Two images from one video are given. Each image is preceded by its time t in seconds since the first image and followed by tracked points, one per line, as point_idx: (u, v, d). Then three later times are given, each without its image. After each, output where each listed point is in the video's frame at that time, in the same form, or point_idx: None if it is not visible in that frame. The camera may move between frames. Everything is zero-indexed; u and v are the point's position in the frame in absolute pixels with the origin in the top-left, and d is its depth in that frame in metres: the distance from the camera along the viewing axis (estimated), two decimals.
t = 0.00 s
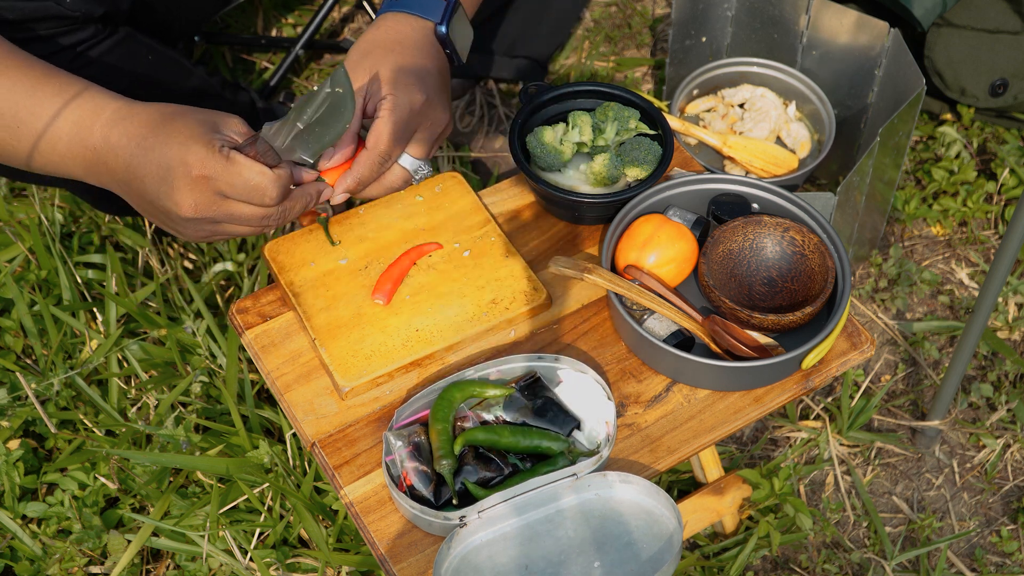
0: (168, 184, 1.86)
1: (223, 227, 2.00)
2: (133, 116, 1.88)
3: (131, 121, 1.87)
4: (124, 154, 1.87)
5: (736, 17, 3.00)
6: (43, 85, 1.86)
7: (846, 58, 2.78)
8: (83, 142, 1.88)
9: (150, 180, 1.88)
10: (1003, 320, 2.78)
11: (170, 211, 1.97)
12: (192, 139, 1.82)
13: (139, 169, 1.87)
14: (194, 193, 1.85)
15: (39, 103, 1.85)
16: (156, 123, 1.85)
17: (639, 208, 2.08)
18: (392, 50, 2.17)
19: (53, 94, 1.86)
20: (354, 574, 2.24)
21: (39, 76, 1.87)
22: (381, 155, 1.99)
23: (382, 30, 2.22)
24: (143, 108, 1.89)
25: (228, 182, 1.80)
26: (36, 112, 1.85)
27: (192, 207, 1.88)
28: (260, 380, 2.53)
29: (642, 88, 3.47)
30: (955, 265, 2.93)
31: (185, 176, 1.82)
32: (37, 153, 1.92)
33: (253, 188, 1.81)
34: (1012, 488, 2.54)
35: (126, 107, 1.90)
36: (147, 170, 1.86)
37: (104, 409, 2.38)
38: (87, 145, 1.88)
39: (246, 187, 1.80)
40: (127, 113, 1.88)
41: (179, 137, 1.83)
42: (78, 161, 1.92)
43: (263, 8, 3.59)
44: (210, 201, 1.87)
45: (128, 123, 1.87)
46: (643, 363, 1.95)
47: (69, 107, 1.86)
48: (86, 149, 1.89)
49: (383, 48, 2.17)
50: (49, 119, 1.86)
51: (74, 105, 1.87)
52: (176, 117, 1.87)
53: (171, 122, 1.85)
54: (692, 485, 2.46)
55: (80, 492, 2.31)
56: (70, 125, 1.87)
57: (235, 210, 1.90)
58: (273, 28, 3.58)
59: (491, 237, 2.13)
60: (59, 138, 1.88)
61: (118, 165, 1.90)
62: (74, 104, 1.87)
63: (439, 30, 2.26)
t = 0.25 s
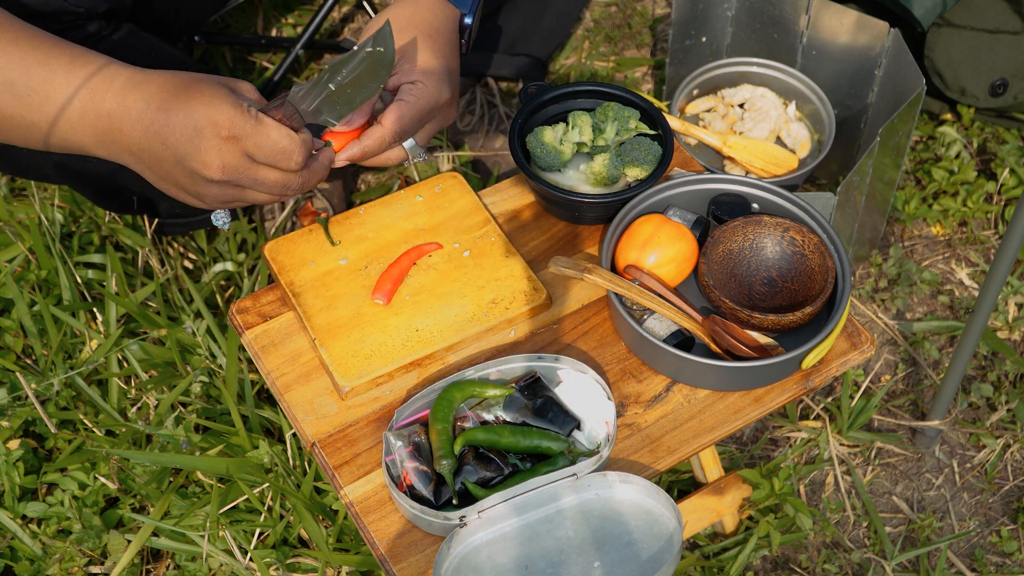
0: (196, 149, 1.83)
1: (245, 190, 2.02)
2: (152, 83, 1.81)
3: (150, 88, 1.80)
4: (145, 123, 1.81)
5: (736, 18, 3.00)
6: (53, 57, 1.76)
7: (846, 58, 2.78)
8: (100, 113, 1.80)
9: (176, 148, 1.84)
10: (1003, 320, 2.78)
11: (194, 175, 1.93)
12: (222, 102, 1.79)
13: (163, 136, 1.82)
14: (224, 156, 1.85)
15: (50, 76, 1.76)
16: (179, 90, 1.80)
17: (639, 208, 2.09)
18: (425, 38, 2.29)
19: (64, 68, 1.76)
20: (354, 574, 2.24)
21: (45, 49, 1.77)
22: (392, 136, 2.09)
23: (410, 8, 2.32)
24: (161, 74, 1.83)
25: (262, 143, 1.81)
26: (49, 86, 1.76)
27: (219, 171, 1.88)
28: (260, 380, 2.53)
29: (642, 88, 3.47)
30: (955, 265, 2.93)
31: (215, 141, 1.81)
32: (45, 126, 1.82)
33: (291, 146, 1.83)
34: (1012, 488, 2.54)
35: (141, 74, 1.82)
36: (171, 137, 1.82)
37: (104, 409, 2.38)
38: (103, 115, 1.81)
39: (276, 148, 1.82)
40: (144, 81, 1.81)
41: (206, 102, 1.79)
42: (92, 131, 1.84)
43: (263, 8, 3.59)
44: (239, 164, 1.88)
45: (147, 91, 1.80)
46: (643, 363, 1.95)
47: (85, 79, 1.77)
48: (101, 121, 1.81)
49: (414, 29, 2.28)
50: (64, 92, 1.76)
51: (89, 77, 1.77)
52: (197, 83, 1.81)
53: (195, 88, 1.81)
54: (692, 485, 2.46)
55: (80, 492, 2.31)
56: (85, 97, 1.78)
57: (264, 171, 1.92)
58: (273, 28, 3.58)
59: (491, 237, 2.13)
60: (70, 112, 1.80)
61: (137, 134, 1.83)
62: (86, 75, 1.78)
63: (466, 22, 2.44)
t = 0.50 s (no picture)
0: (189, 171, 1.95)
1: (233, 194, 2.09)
2: (146, 103, 1.86)
3: (142, 108, 1.85)
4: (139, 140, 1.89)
5: (736, 18, 3.00)
6: (48, 65, 1.81)
7: (846, 58, 2.78)
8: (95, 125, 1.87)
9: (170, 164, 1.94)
10: (1003, 320, 2.78)
11: (185, 181, 2.03)
12: (215, 139, 1.87)
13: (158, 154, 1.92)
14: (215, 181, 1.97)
15: (45, 86, 1.81)
16: (170, 114, 1.85)
17: (639, 208, 2.09)
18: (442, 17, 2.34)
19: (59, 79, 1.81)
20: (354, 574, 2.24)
21: (41, 55, 1.81)
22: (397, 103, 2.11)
23: None
24: (153, 91, 1.86)
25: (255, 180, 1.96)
26: (45, 95, 1.81)
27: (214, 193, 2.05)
28: (260, 380, 2.53)
29: (642, 88, 3.47)
30: (955, 265, 2.93)
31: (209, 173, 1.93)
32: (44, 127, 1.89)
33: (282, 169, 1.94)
34: (1012, 488, 2.54)
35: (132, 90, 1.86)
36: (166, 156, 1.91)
37: (104, 409, 2.38)
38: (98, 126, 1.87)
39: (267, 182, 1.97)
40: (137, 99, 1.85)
41: (200, 132, 1.86)
42: (88, 138, 1.92)
43: (263, 8, 3.59)
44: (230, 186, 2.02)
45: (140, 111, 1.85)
46: (643, 362, 1.95)
47: (77, 92, 1.82)
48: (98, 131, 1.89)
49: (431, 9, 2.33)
50: (57, 102, 1.82)
51: (81, 89, 1.83)
52: (187, 106, 1.85)
53: (186, 115, 1.85)
54: (692, 485, 2.46)
55: (80, 492, 2.31)
56: (78, 107, 1.84)
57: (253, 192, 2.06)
58: (273, 28, 3.58)
59: (491, 237, 2.13)
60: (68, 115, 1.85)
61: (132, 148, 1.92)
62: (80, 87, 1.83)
63: (482, 9, 2.51)
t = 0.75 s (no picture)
0: (198, 205, 1.74)
1: (240, 244, 1.91)
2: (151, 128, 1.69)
3: (150, 130, 1.68)
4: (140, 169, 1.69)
5: (736, 18, 3.00)
6: (42, 79, 1.64)
7: (846, 58, 2.78)
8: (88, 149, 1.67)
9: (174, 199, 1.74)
10: (1003, 320, 2.78)
11: (186, 224, 1.81)
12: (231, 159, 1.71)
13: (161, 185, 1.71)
14: (229, 213, 1.76)
15: (37, 104, 1.63)
16: (181, 137, 1.70)
17: (640, 208, 2.09)
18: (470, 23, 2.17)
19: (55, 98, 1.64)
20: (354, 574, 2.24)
21: (34, 71, 1.64)
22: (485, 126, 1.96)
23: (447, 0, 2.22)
24: (161, 117, 1.71)
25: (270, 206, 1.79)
26: (37, 112, 1.64)
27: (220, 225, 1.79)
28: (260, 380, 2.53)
29: (642, 88, 3.47)
30: (955, 265, 2.93)
31: (223, 198, 1.72)
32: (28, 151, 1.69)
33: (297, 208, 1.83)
34: (1013, 488, 2.54)
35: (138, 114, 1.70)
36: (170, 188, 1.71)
37: (104, 409, 2.38)
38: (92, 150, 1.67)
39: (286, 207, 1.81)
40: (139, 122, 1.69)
41: (216, 155, 1.70)
42: (75, 163, 1.70)
43: (263, 8, 3.59)
44: (242, 223, 1.80)
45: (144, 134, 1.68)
46: (643, 362, 1.95)
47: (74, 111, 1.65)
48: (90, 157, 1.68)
49: (457, 20, 2.17)
50: (47, 122, 1.64)
51: (77, 105, 1.65)
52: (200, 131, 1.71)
53: (200, 139, 1.71)
54: (692, 485, 2.46)
55: (80, 492, 2.31)
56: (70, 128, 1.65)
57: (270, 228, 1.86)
58: (273, 28, 3.58)
59: (491, 237, 2.13)
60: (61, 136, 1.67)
61: (131, 177, 1.70)
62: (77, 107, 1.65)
63: None
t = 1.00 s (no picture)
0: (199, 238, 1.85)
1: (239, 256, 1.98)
2: (160, 163, 1.72)
3: (159, 169, 1.72)
4: (148, 198, 1.76)
5: (736, 17, 3.00)
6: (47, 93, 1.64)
7: (846, 58, 2.78)
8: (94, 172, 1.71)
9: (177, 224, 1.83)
10: (1003, 320, 2.78)
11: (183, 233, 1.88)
12: (239, 201, 1.77)
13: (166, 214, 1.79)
14: (228, 249, 1.89)
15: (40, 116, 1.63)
16: (189, 178, 1.74)
17: (640, 208, 2.09)
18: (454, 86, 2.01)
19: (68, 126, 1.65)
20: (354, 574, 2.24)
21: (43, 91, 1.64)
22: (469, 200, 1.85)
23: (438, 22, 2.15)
24: (171, 153, 1.73)
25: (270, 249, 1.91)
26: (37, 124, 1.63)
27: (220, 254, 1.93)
28: (260, 380, 2.53)
29: (642, 88, 3.47)
30: (955, 265, 2.93)
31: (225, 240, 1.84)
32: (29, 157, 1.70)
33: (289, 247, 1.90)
34: (1012, 488, 2.54)
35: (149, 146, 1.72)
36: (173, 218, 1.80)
37: (104, 409, 2.38)
38: (98, 173, 1.71)
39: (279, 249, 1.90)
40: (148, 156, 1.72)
41: (222, 198, 1.76)
42: (77, 178, 1.73)
43: (263, 8, 3.59)
44: (242, 250, 1.89)
45: (153, 171, 1.72)
46: (643, 362, 1.95)
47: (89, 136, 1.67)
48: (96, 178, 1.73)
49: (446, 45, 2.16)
50: (50, 133, 1.64)
51: (85, 125, 1.67)
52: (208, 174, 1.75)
53: (208, 177, 1.74)
54: (692, 485, 2.46)
55: (80, 492, 2.31)
56: (75, 149, 1.67)
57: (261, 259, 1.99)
58: (273, 28, 3.58)
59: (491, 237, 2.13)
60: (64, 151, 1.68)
61: (136, 200, 1.77)
62: (87, 136, 1.67)
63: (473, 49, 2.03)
